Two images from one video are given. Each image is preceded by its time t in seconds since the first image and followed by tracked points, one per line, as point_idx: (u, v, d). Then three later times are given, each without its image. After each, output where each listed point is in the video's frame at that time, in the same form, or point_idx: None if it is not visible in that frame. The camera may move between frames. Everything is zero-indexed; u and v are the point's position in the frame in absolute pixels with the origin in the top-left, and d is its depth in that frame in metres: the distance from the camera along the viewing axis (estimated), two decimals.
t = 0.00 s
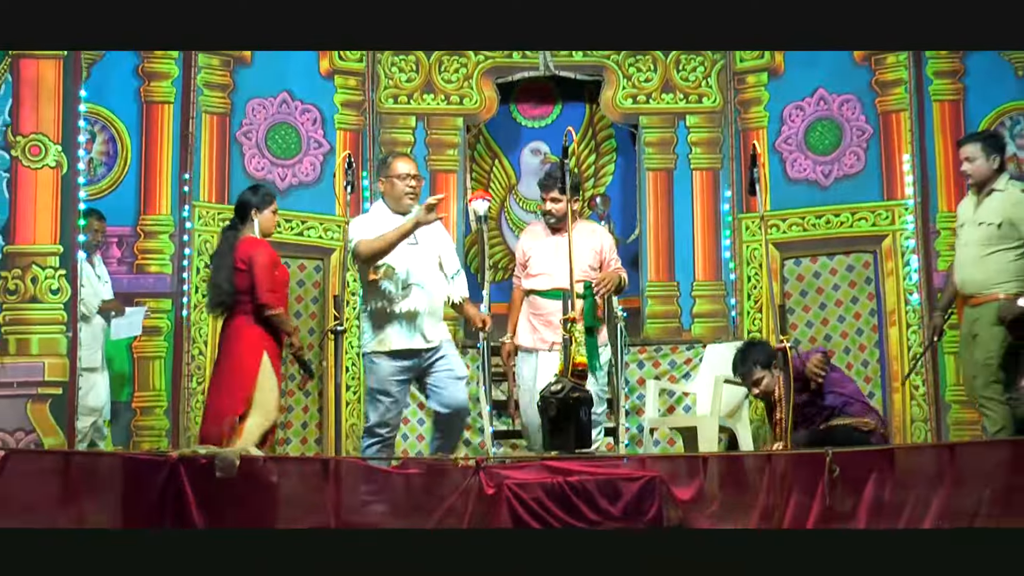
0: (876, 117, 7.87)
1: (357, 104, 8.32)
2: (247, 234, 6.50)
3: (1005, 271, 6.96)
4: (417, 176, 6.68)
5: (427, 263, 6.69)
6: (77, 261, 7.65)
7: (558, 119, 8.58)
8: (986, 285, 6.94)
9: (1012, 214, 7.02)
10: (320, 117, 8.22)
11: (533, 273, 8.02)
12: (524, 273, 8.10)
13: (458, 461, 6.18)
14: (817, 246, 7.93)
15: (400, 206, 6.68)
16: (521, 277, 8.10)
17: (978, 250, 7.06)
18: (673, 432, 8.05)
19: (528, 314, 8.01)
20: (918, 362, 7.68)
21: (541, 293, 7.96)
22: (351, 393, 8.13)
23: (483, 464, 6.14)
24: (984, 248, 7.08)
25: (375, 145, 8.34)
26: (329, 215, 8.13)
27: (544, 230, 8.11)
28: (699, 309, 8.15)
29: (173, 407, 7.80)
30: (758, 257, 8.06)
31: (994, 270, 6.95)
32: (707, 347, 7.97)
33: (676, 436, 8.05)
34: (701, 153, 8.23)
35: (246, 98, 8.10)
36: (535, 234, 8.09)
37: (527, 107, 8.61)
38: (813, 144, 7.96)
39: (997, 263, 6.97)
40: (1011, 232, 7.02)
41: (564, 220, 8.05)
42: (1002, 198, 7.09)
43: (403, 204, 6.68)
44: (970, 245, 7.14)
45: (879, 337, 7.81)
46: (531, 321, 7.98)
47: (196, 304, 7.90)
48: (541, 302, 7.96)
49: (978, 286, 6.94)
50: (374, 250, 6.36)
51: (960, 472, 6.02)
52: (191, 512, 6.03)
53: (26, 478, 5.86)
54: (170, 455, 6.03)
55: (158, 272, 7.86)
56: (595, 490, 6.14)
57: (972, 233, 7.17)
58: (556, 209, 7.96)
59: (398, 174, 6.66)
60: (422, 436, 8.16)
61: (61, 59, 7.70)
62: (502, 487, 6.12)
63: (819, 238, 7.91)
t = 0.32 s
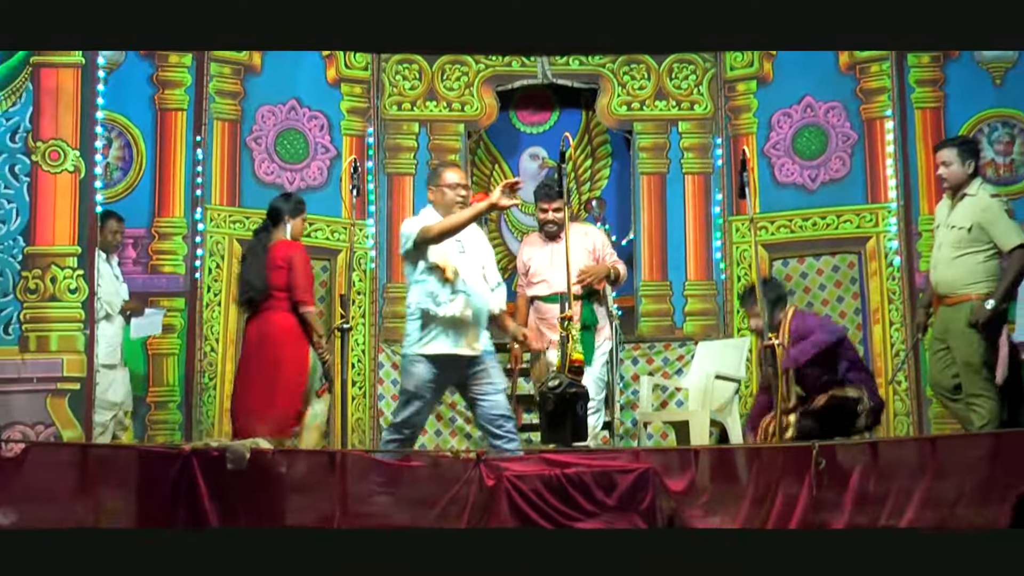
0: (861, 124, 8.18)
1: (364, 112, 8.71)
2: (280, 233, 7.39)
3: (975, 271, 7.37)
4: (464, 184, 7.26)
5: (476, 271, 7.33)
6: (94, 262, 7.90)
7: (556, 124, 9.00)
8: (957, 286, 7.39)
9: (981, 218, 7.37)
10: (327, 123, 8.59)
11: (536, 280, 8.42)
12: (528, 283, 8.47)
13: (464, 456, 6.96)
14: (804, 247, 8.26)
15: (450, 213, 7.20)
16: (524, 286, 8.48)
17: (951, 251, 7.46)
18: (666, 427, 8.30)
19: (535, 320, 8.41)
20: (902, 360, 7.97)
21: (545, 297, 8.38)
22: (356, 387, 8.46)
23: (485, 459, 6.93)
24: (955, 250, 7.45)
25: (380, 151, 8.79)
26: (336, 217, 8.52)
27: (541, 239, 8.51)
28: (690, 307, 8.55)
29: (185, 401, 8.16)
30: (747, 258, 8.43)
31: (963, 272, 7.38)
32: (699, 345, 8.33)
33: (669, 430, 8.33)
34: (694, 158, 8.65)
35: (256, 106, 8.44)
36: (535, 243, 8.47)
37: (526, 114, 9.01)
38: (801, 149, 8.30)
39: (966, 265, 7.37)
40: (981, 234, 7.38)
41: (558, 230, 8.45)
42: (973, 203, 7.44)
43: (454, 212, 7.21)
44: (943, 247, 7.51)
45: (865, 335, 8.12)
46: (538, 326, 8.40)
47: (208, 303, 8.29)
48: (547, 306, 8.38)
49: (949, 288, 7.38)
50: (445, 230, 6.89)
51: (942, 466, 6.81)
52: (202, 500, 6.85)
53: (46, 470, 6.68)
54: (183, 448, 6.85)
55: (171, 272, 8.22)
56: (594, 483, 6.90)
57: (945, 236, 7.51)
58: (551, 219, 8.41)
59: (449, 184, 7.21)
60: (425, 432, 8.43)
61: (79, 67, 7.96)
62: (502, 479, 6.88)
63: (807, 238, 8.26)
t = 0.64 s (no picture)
0: (847, 129, 8.48)
1: (366, 117, 8.98)
2: (314, 240, 8.62)
3: (965, 271, 7.96)
4: (518, 178, 8.79)
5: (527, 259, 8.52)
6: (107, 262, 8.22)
7: (552, 128, 9.19)
8: (947, 285, 7.99)
9: (973, 221, 7.95)
10: (331, 128, 8.89)
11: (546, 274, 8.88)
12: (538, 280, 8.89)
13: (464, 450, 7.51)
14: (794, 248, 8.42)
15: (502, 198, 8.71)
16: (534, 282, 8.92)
17: (943, 252, 8.04)
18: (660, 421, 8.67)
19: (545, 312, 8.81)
20: (888, 358, 8.22)
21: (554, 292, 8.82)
22: (359, 383, 8.73)
23: (486, 454, 7.49)
24: (948, 250, 8.02)
25: (383, 154, 9.06)
26: (342, 219, 8.80)
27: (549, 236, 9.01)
28: (683, 306, 8.83)
29: (193, 397, 8.36)
30: (738, 259, 8.70)
31: (954, 272, 7.97)
32: (690, 343, 8.69)
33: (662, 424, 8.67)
34: (685, 161, 8.95)
35: (263, 111, 8.73)
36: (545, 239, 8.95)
37: (525, 119, 9.21)
38: (790, 153, 8.57)
39: (957, 266, 7.96)
40: (972, 236, 7.95)
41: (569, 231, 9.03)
42: (966, 206, 8.02)
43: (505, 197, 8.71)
44: (936, 248, 8.08)
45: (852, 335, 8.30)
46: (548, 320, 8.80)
47: (215, 301, 8.51)
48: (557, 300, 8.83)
49: (939, 287, 8.00)
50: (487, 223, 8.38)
51: (924, 458, 7.30)
52: (211, 494, 7.24)
53: (61, 464, 7.00)
54: (192, 443, 7.23)
55: (180, 272, 8.50)
56: (589, 476, 7.39)
57: (938, 237, 8.08)
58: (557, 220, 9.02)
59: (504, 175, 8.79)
60: (426, 426, 8.81)
61: (92, 75, 8.29)
62: (501, 472, 7.40)
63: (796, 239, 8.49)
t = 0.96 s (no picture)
0: (827, 135, 8.88)
1: (367, 124, 9.41)
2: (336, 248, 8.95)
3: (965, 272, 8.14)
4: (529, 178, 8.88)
5: (540, 260, 8.77)
6: (120, 262, 8.58)
7: (545, 135, 9.62)
8: (947, 286, 8.20)
9: (969, 224, 8.15)
10: (334, 134, 9.32)
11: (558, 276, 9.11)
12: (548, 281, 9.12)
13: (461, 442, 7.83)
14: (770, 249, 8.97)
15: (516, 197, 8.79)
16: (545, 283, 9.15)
17: (941, 255, 8.25)
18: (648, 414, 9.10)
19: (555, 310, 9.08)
20: (863, 353, 8.67)
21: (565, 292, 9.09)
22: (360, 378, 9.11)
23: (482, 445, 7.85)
24: (947, 252, 8.22)
25: (383, 159, 9.46)
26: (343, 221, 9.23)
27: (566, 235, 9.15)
28: (670, 304, 9.26)
29: (203, 392, 8.83)
30: (722, 259, 9.12)
31: (954, 274, 8.17)
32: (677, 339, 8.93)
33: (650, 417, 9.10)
34: (672, 166, 9.37)
35: (268, 118, 9.16)
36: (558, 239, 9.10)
37: (518, 126, 9.63)
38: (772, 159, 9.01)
39: (957, 268, 8.15)
40: (969, 239, 8.14)
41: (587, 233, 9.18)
42: (960, 211, 8.25)
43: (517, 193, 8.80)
44: (935, 250, 8.29)
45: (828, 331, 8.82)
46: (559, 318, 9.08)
47: (223, 300, 8.95)
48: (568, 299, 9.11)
49: (939, 288, 8.21)
50: (494, 226, 8.34)
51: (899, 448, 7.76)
52: (219, 485, 7.63)
53: (75, 455, 7.38)
54: (201, 435, 7.61)
55: (190, 272, 8.91)
56: (580, 467, 7.80)
57: (936, 241, 8.30)
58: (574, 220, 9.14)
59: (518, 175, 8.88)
60: (423, 419, 9.18)
61: (105, 84, 8.64)
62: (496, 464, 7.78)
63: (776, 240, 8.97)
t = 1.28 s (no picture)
0: (798, 144, 9.59)
1: (371, 134, 10.11)
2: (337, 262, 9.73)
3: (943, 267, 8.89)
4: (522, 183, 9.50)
5: (537, 260, 9.33)
6: (143, 262, 9.26)
7: (538, 145, 10.25)
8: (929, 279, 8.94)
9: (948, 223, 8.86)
10: (340, 143, 10.03)
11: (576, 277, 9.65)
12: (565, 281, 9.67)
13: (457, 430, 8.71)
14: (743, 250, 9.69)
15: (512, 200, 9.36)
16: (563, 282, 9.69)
17: (923, 251, 8.99)
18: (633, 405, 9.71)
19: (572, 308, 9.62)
20: (832, 347, 9.35)
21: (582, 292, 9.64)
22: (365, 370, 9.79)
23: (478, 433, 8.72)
24: (930, 248, 8.96)
25: (386, 167, 10.16)
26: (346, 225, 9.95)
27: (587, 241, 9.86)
28: (653, 302, 9.94)
29: (218, 384, 9.49)
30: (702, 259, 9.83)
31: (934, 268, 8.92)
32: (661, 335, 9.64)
33: (634, 407, 9.70)
34: (656, 174, 10.05)
35: (279, 128, 9.85)
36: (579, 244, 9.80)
37: (513, 136, 10.29)
38: (749, 166, 9.71)
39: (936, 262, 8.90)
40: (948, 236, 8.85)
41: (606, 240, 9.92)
42: (940, 210, 8.94)
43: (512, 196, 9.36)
44: (917, 246, 9.02)
45: (801, 327, 9.48)
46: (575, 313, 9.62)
47: (237, 298, 9.61)
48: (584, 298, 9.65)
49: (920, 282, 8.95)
50: (494, 227, 9.01)
51: (865, 435, 8.51)
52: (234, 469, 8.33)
53: (101, 441, 7.99)
54: (218, 423, 8.31)
55: (207, 272, 9.55)
56: (570, 453, 8.56)
57: (919, 238, 9.03)
58: (597, 226, 9.87)
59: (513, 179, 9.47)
60: (422, 408, 9.89)
61: (129, 96, 9.28)
62: (491, 450, 8.58)
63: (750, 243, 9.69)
